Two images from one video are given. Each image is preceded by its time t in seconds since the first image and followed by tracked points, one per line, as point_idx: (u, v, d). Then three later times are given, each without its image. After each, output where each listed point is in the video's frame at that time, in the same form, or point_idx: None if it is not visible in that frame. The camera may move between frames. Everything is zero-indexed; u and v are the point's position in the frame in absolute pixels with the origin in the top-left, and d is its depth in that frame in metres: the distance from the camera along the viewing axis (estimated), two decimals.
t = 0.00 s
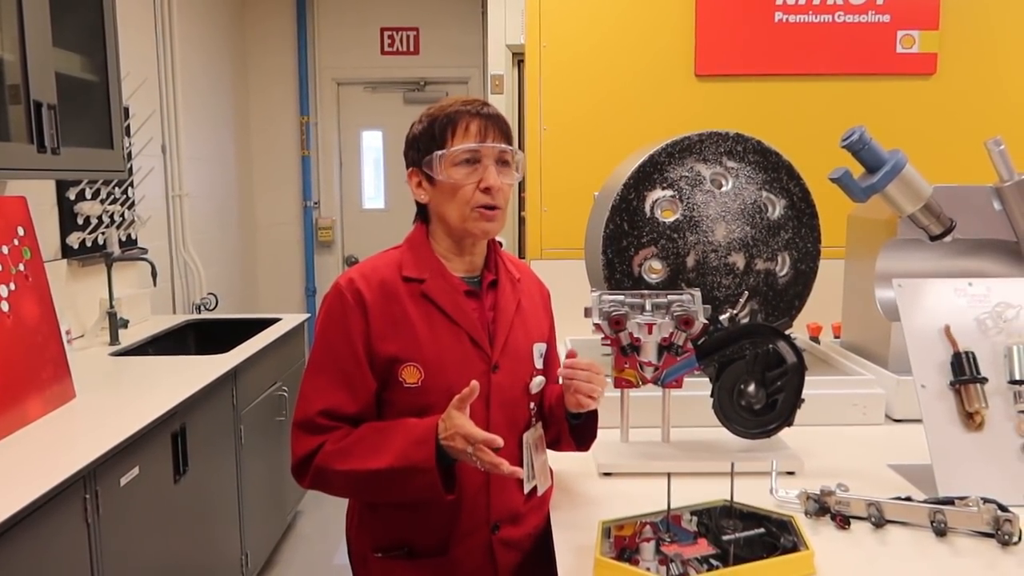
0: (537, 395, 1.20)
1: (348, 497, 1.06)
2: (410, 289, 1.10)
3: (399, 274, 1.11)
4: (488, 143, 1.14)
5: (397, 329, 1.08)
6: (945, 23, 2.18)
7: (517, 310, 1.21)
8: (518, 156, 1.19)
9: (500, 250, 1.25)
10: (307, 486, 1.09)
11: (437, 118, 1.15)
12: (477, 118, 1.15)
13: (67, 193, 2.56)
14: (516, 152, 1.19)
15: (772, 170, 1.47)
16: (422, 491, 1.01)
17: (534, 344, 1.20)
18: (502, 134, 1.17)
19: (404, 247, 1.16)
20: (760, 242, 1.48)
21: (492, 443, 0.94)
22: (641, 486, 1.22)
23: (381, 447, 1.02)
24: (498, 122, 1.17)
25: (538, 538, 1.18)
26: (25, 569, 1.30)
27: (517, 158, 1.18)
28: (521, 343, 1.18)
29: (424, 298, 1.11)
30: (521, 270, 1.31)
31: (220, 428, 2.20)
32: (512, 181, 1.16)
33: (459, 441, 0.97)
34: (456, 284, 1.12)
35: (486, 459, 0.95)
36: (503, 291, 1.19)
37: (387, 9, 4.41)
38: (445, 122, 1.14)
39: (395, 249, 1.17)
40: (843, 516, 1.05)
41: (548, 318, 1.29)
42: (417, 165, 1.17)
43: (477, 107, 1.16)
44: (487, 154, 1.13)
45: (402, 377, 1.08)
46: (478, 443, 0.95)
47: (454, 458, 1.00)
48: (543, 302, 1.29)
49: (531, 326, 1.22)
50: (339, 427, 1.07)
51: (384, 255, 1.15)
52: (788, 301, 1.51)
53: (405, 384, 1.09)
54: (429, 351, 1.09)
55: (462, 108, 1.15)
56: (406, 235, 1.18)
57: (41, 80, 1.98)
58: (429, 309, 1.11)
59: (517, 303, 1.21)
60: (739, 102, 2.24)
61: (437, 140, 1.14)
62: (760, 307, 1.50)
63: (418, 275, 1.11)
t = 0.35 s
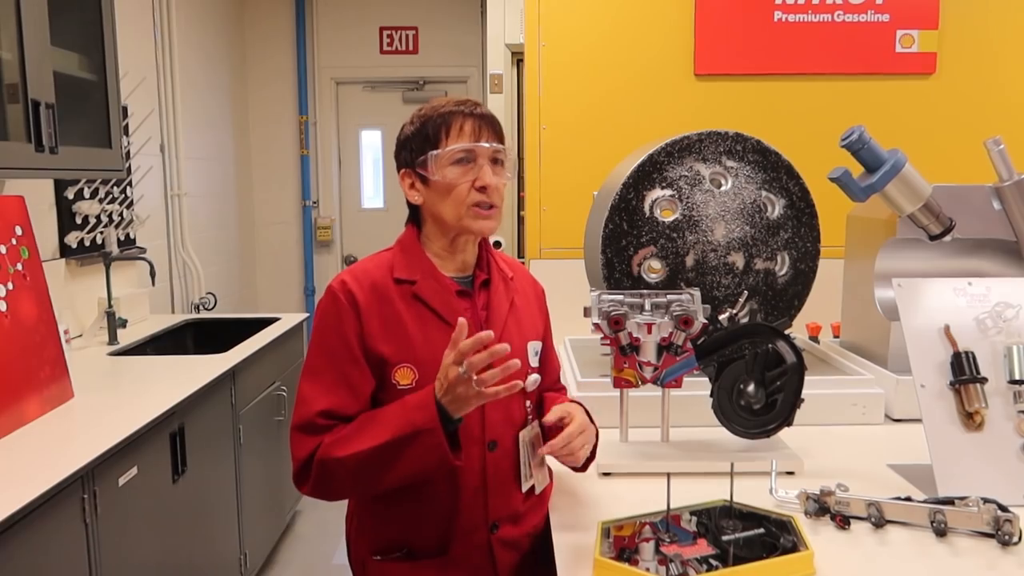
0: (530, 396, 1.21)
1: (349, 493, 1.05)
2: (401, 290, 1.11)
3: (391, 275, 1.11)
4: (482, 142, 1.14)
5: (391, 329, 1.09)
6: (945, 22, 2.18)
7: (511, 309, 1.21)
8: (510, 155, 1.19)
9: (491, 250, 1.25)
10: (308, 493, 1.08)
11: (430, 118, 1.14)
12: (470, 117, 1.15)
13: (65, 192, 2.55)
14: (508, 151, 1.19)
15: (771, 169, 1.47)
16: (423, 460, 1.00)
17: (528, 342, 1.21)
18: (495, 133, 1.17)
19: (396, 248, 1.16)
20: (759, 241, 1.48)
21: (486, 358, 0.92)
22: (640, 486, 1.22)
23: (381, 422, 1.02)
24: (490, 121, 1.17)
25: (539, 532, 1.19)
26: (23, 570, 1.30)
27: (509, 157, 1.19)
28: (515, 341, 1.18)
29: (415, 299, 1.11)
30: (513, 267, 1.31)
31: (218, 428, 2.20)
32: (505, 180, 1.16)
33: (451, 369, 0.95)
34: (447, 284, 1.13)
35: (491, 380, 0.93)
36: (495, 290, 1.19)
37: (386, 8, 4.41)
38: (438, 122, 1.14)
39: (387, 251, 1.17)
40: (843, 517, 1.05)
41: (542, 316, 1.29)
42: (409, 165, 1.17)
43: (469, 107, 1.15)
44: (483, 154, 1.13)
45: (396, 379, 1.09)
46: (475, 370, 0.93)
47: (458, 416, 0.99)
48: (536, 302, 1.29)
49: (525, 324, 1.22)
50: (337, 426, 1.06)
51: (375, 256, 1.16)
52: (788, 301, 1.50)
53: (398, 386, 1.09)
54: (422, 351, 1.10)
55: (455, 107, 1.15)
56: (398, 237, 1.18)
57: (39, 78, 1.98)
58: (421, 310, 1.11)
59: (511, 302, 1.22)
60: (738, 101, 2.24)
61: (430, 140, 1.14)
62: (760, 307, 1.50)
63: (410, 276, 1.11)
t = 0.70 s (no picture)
0: (535, 375, 1.20)
1: (328, 499, 1.03)
2: (394, 282, 1.12)
3: (382, 269, 1.13)
4: (428, 125, 1.15)
5: (388, 320, 1.10)
6: (945, 21, 2.18)
7: (505, 292, 1.21)
8: (469, 134, 1.19)
9: (479, 237, 1.26)
10: (283, 488, 1.06)
11: (381, 116, 1.19)
12: (417, 104, 1.17)
13: (64, 191, 2.55)
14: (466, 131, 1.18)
15: (770, 168, 1.46)
16: (403, 483, 0.99)
17: (526, 324, 1.19)
18: (447, 115, 1.17)
19: (385, 243, 1.16)
20: (759, 240, 1.47)
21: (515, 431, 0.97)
22: (640, 486, 1.22)
23: (369, 435, 1.01)
24: (441, 105, 1.18)
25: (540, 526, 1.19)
26: (21, 568, 1.29)
27: (468, 136, 1.18)
28: (513, 323, 1.18)
29: (409, 289, 1.12)
30: (504, 254, 1.30)
31: (218, 428, 2.20)
32: (462, 158, 1.15)
33: (489, 433, 0.96)
34: (440, 273, 1.13)
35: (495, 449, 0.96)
36: (488, 275, 1.20)
37: (386, 6, 4.40)
38: (388, 116, 1.17)
39: (376, 247, 1.18)
40: (843, 516, 1.05)
41: (540, 300, 1.28)
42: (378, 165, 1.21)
43: (417, 96, 1.18)
44: (429, 137, 1.14)
45: (396, 368, 1.09)
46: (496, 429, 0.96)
47: (444, 450, 0.99)
48: (534, 287, 1.28)
49: (522, 307, 1.21)
50: (319, 423, 1.05)
51: (365, 254, 1.16)
52: (787, 299, 1.50)
53: (398, 374, 1.09)
54: (421, 339, 1.10)
55: (404, 99, 1.18)
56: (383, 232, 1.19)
57: (38, 77, 1.97)
58: (416, 300, 1.12)
59: (504, 285, 1.21)
60: (739, 100, 2.24)
61: (384, 134, 1.17)
62: (759, 306, 1.50)
63: (401, 268, 1.12)
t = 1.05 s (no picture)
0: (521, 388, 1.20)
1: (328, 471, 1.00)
2: (381, 294, 1.12)
3: (369, 279, 1.13)
4: (419, 145, 1.13)
5: (371, 333, 1.11)
6: (946, 19, 2.18)
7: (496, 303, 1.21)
8: (464, 153, 1.16)
9: (471, 244, 1.25)
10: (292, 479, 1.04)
11: (376, 126, 1.17)
12: (411, 120, 1.16)
13: (65, 188, 2.54)
14: (461, 151, 1.16)
15: (773, 166, 1.46)
16: (389, 415, 0.94)
17: (514, 336, 1.19)
18: (440, 133, 1.16)
19: (374, 251, 1.17)
20: (761, 238, 1.47)
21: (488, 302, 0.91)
22: (642, 484, 1.22)
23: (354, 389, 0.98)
24: (436, 122, 1.16)
25: (538, 531, 1.20)
26: (22, 565, 1.29)
27: (461, 156, 1.16)
28: (500, 337, 1.18)
29: (395, 302, 1.12)
30: (500, 258, 1.30)
31: (218, 426, 2.20)
32: (453, 180, 1.14)
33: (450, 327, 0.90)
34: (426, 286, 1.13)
35: (471, 326, 0.90)
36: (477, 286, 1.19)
37: (386, 4, 4.39)
38: (381, 129, 1.16)
39: (366, 253, 1.18)
40: (845, 513, 1.05)
41: (536, 303, 1.28)
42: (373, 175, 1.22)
43: (411, 111, 1.16)
44: (419, 157, 1.13)
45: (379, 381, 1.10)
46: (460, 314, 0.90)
47: (438, 370, 0.94)
48: (528, 291, 1.28)
49: (513, 320, 1.21)
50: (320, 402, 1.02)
51: (354, 259, 1.17)
52: (789, 298, 1.50)
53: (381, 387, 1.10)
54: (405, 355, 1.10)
55: (398, 113, 1.16)
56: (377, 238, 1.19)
57: (38, 74, 1.97)
58: (401, 313, 1.12)
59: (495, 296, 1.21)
60: (740, 98, 2.24)
61: (377, 148, 1.17)
62: (761, 304, 1.49)
63: (388, 279, 1.12)
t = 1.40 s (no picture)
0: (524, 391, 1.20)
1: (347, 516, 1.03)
2: (384, 298, 1.11)
3: (372, 283, 1.11)
4: (445, 149, 1.13)
5: (375, 337, 1.09)
6: (948, 16, 2.17)
7: (498, 306, 1.21)
8: (485, 162, 1.17)
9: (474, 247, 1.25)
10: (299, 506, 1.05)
11: (399, 125, 1.16)
12: (438, 121, 1.15)
13: (65, 187, 2.54)
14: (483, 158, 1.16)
15: (775, 163, 1.46)
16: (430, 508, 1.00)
17: (516, 339, 1.20)
18: (465, 138, 1.16)
19: (377, 253, 1.16)
20: (762, 235, 1.47)
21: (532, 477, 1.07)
22: (644, 482, 1.21)
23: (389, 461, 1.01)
24: (463, 127, 1.16)
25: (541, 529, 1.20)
26: (24, 565, 1.29)
27: (483, 165, 1.16)
28: (501, 341, 1.18)
29: (398, 306, 1.11)
30: (501, 261, 1.30)
31: (219, 424, 2.20)
32: (474, 189, 1.14)
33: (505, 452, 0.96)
34: (430, 289, 1.13)
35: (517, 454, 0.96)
36: (479, 290, 1.19)
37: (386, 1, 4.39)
38: (406, 127, 1.15)
39: (368, 256, 1.17)
40: (848, 511, 1.05)
41: (535, 308, 1.29)
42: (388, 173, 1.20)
43: (440, 112, 1.15)
44: (445, 161, 1.13)
45: (382, 388, 1.09)
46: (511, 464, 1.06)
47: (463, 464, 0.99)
48: (528, 294, 1.29)
49: (513, 322, 1.22)
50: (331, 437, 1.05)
51: (356, 263, 1.16)
52: (790, 296, 1.50)
53: (385, 395, 1.09)
54: (409, 359, 1.10)
55: (426, 113, 1.16)
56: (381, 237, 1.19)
57: (38, 72, 1.97)
58: (405, 317, 1.11)
59: (497, 300, 1.21)
60: (741, 96, 2.23)
61: (399, 145, 1.16)
62: (763, 301, 1.49)
63: (391, 283, 1.11)
